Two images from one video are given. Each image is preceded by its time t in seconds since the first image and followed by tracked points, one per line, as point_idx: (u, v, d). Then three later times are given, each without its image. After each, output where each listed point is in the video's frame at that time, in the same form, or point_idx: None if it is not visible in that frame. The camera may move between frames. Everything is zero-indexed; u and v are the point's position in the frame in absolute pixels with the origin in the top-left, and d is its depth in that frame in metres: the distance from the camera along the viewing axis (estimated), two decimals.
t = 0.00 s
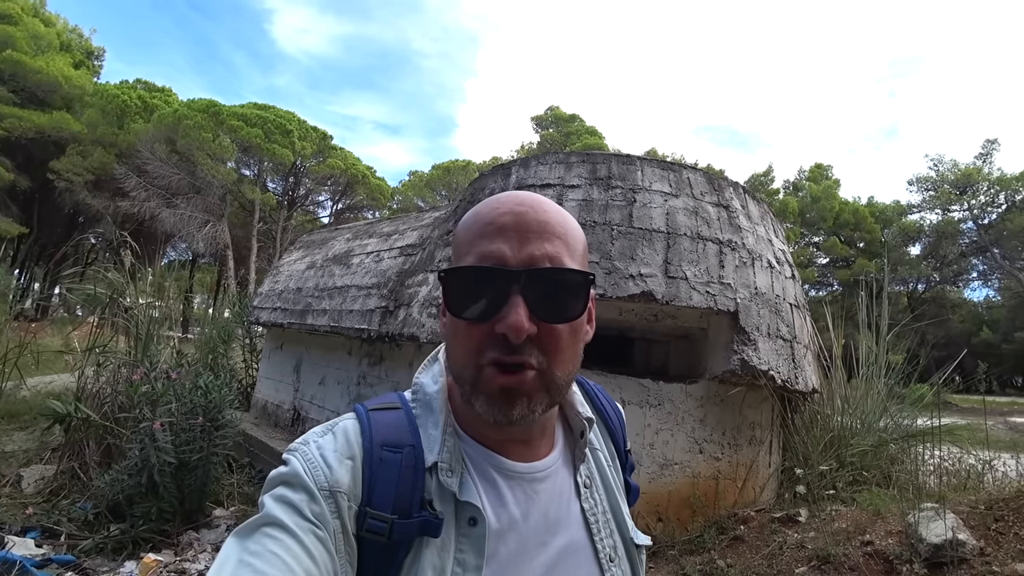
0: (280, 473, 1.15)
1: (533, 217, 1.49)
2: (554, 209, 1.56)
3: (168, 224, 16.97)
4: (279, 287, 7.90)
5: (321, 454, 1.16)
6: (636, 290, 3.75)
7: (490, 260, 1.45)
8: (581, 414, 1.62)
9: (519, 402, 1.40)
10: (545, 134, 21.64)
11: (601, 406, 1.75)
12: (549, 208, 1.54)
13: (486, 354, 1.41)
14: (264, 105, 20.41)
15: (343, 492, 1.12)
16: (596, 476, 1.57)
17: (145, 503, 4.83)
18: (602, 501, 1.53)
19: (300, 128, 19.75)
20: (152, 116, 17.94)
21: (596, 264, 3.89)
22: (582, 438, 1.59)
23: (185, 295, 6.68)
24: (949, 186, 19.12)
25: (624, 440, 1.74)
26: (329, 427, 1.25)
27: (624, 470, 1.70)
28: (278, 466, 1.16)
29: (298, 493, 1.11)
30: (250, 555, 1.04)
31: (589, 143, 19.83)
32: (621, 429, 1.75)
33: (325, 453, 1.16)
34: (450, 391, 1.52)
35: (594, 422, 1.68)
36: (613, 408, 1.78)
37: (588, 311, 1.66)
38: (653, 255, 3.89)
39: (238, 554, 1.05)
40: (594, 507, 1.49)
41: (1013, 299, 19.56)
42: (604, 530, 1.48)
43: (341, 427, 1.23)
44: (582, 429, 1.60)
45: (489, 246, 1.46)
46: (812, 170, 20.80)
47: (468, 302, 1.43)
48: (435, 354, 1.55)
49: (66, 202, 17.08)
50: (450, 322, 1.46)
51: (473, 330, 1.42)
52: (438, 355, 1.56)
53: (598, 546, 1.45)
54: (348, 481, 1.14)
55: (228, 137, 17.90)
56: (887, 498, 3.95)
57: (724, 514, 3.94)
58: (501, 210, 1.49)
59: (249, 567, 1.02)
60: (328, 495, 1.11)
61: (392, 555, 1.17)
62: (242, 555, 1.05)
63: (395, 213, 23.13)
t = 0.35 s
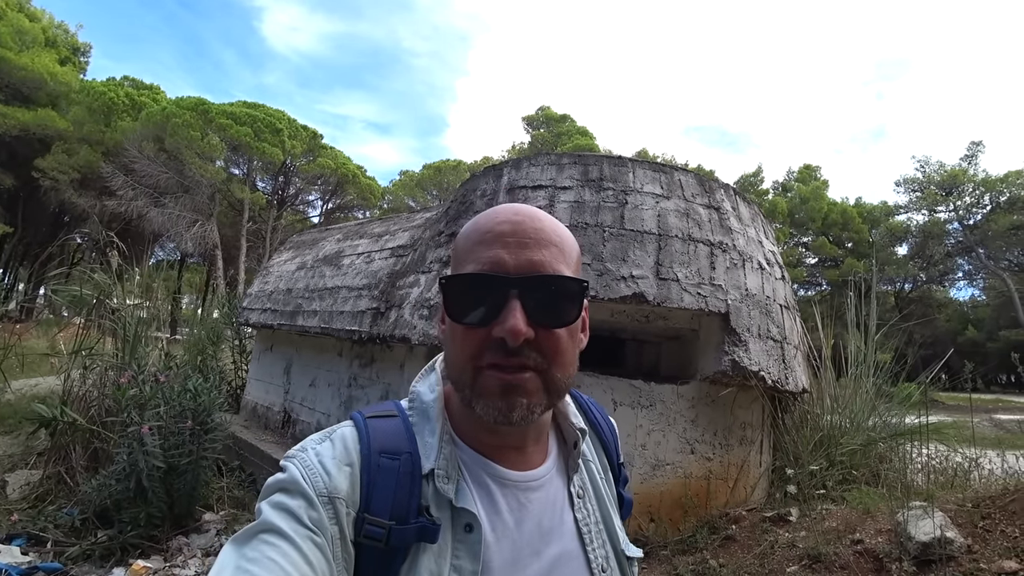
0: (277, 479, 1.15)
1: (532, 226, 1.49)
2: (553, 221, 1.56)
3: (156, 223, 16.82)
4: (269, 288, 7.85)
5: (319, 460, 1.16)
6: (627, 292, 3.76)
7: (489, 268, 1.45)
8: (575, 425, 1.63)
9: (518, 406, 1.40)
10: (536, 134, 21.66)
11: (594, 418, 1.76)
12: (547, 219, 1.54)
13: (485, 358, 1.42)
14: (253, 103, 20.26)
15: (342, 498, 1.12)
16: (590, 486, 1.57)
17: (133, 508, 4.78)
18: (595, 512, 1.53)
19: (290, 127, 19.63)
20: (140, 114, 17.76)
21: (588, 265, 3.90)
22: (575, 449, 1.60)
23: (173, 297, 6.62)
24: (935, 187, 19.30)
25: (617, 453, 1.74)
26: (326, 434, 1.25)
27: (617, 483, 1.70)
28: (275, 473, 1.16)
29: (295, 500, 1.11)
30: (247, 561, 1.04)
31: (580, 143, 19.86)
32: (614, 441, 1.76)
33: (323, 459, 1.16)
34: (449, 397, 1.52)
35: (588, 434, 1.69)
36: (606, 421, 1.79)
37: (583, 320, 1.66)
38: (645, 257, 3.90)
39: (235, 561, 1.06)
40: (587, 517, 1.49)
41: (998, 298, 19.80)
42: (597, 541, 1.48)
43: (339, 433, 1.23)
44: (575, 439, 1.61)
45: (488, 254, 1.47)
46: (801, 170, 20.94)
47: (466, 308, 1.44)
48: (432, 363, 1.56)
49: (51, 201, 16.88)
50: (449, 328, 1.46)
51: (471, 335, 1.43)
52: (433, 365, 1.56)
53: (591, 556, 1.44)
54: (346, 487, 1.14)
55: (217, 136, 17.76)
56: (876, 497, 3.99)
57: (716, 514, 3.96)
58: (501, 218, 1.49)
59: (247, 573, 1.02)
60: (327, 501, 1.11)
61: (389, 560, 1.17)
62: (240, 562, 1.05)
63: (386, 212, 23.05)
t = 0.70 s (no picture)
0: (263, 482, 1.13)
1: (519, 231, 1.46)
2: (543, 226, 1.54)
3: (143, 221, 16.63)
4: (258, 286, 7.76)
5: (306, 461, 1.14)
6: (620, 289, 3.73)
7: (473, 272, 1.43)
8: (566, 431, 1.61)
9: (500, 409, 1.37)
10: (527, 132, 21.62)
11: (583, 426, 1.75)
12: (537, 223, 1.51)
13: (467, 360, 1.39)
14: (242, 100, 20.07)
15: (329, 498, 1.10)
16: (579, 493, 1.55)
17: (119, 511, 4.71)
18: (585, 518, 1.51)
19: (279, 124, 19.46)
20: (126, 111, 17.54)
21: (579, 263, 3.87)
22: (565, 455, 1.58)
23: (159, 295, 6.53)
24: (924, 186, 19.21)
25: (605, 463, 1.73)
26: (313, 435, 1.23)
27: (605, 493, 1.69)
28: (261, 475, 1.14)
29: (281, 502, 1.10)
30: (231, 567, 1.03)
31: (571, 141, 19.83)
32: (602, 452, 1.75)
33: (310, 460, 1.14)
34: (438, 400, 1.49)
35: (577, 441, 1.67)
36: (594, 430, 1.78)
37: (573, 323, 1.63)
38: (637, 254, 3.87)
39: (219, 567, 1.04)
40: (577, 523, 1.47)
41: (984, 296, 20.00)
42: (588, 547, 1.46)
43: (327, 434, 1.21)
44: (567, 445, 1.59)
45: (473, 257, 1.44)
46: (791, 169, 21.03)
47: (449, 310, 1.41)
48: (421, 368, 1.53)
49: (36, 199, 16.65)
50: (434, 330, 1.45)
51: (454, 337, 1.40)
52: (424, 369, 1.53)
53: (581, 561, 1.42)
54: (334, 487, 1.12)
55: (205, 133, 17.58)
56: (867, 494, 3.99)
57: (708, 512, 3.95)
58: (489, 223, 1.46)
59: None
60: (313, 502, 1.09)
61: (378, 560, 1.15)
62: (224, 568, 1.03)
63: (376, 210, 22.93)
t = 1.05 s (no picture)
0: (260, 486, 1.12)
1: (490, 221, 1.47)
2: (517, 219, 1.54)
3: (137, 218, 16.53)
4: (252, 283, 7.71)
5: (303, 465, 1.12)
6: (618, 284, 3.70)
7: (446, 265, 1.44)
8: (566, 434, 1.62)
9: (484, 399, 1.37)
10: (522, 126, 21.55)
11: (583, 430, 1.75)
12: (510, 215, 1.52)
13: (449, 352, 1.39)
14: (235, 96, 19.92)
15: (326, 502, 1.09)
16: (580, 496, 1.55)
17: (114, 511, 4.68)
18: (586, 522, 1.51)
19: (272, 120, 19.33)
20: (118, 107, 17.39)
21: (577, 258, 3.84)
22: (565, 458, 1.59)
23: (154, 293, 6.48)
24: (917, 179, 19.36)
25: (605, 468, 1.73)
26: (311, 440, 1.21)
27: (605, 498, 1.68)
28: (258, 480, 1.13)
29: (278, 507, 1.08)
30: (227, 572, 1.01)
31: (566, 135, 19.76)
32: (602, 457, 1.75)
33: (307, 464, 1.13)
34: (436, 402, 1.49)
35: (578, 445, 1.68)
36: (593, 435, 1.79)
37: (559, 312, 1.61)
38: (635, 249, 3.84)
39: (215, 572, 1.02)
40: (578, 526, 1.47)
41: (978, 287, 20.09)
42: (589, 551, 1.45)
43: (324, 438, 1.19)
44: (568, 448, 1.60)
45: (447, 251, 1.45)
46: (786, 162, 21.03)
47: (429, 305, 1.42)
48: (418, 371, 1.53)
49: (27, 197, 16.51)
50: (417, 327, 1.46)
51: (435, 331, 1.41)
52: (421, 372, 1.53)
53: (583, 565, 1.41)
54: (331, 491, 1.10)
55: (197, 129, 17.45)
56: (866, 488, 3.98)
57: (707, 506, 3.94)
58: (460, 219, 1.48)
59: None
60: (310, 506, 1.08)
61: (377, 565, 1.13)
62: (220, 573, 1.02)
63: (371, 205, 22.84)
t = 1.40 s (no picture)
0: (265, 485, 1.11)
1: (487, 221, 1.44)
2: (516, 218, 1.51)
3: (127, 215, 16.38)
4: (244, 280, 7.65)
5: (308, 464, 1.12)
6: (612, 279, 3.69)
7: (443, 267, 1.43)
8: (572, 432, 1.61)
9: (484, 402, 1.35)
10: (516, 121, 21.46)
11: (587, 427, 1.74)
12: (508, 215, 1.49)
13: (448, 356, 1.38)
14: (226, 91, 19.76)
15: (332, 502, 1.09)
16: (585, 494, 1.54)
17: (106, 512, 4.63)
18: (591, 520, 1.50)
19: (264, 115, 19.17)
20: (107, 102, 17.20)
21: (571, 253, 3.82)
22: (571, 456, 1.58)
23: (145, 290, 6.43)
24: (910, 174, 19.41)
25: (609, 466, 1.72)
26: (315, 438, 1.21)
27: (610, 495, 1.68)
28: (262, 479, 1.12)
29: (283, 506, 1.08)
30: (232, 571, 1.01)
31: (560, 130, 19.70)
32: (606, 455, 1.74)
33: (313, 463, 1.12)
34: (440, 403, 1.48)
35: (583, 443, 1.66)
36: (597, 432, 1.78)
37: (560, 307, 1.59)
38: (629, 243, 3.83)
39: (221, 571, 1.02)
40: (584, 524, 1.46)
41: (970, 282, 20.21)
42: (594, 548, 1.44)
43: (329, 437, 1.19)
44: (573, 446, 1.59)
45: (443, 253, 1.43)
46: (779, 157, 21.05)
47: (428, 309, 1.41)
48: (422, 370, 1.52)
49: (16, 193, 16.34)
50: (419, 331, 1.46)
51: (435, 335, 1.40)
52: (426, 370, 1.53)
53: (588, 562, 1.40)
54: (337, 491, 1.10)
55: (188, 124, 17.28)
56: (860, 482, 3.99)
57: (702, 501, 3.94)
58: (458, 220, 1.45)
59: None
60: (316, 505, 1.08)
61: (382, 564, 1.14)
62: (226, 572, 1.01)
63: (365, 201, 22.74)
